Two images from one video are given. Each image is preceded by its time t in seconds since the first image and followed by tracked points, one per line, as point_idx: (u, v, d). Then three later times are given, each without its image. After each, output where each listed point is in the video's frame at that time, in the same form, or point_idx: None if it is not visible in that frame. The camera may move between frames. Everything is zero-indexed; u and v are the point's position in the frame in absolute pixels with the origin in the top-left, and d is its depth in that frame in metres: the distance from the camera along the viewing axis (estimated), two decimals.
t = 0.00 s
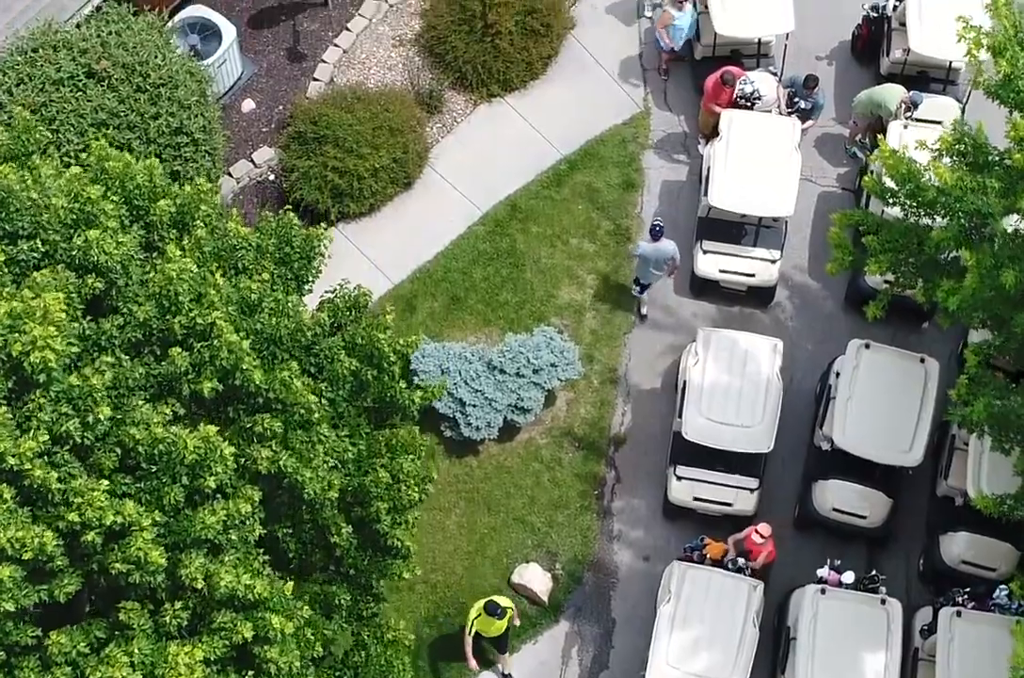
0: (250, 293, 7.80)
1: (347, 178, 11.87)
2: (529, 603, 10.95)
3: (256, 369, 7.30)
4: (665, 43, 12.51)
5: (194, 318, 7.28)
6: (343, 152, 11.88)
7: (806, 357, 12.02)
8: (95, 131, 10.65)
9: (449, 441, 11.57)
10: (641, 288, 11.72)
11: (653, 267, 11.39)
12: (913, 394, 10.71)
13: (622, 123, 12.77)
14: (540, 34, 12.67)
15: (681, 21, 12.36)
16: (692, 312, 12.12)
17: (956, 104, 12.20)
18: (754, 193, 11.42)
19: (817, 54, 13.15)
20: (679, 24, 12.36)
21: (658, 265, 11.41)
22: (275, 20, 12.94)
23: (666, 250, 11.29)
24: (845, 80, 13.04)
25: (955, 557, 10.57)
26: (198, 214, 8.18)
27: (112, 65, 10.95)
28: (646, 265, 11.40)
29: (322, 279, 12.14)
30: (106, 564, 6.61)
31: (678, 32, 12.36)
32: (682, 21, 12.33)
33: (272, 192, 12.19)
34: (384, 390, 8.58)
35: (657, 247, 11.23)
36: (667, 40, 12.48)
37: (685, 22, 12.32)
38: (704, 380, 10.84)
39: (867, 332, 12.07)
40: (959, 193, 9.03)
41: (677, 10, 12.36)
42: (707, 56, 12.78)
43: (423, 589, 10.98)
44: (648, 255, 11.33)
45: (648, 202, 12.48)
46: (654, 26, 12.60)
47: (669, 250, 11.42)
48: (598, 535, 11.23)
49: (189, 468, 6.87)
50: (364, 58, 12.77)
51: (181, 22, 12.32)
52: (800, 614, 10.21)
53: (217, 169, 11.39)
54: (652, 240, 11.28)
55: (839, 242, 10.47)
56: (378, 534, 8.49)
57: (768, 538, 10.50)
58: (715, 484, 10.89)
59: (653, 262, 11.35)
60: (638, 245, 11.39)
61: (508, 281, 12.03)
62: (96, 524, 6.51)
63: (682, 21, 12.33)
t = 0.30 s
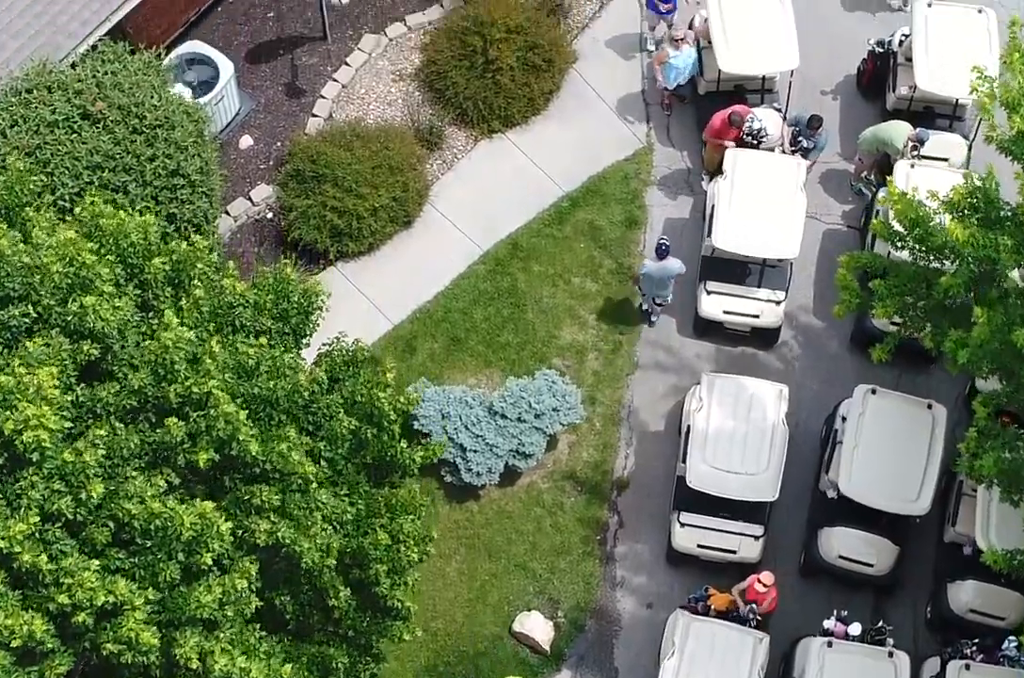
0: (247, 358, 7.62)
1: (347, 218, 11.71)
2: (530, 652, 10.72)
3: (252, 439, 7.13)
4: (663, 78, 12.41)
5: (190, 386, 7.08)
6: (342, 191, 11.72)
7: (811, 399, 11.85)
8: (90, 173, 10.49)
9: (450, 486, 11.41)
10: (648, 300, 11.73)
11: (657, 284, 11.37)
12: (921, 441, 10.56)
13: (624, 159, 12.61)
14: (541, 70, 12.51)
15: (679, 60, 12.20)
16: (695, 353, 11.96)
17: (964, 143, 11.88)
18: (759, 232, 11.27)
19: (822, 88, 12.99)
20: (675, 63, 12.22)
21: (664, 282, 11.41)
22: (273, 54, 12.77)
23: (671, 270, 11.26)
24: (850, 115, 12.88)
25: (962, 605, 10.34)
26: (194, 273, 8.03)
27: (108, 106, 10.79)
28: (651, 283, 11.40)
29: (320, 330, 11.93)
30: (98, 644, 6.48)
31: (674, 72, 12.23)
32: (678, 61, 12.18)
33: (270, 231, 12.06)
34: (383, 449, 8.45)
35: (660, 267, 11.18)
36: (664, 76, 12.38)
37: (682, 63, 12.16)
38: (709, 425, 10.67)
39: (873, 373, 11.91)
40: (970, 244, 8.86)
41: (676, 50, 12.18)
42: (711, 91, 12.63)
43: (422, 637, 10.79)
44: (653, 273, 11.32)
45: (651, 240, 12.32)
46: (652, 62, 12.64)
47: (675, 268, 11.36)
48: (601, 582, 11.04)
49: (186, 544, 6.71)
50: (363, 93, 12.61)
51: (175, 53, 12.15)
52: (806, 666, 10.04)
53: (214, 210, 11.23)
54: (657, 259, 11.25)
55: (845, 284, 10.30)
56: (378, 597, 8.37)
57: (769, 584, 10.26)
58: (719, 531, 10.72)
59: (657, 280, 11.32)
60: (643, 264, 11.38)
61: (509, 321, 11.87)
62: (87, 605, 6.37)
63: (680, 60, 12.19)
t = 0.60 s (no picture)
0: (243, 427, 7.44)
1: (346, 259, 11.54)
2: None
3: (248, 514, 6.97)
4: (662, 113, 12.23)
5: (183, 462, 6.97)
6: (341, 232, 11.56)
7: (816, 441, 11.68)
8: (85, 218, 10.30)
9: (450, 532, 11.23)
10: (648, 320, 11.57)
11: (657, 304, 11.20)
12: (928, 489, 10.40)
13: (627, 197, 12.45)
14: (543, 106, 12.35)
15: (681, 96, 12.03)
16: (699, 395, 11.78)
17: (971, 180, 11.91)
18: (763, 275, 11.11)
19: (828, 124, 12.83)
20: (677, 100, 12.04)
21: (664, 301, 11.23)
22: (272, 90, 12.61)
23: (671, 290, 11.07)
24: (856, 151, 12.73)
25: (971, 657, 10.16)
26: (189, 335, 7.88)
27: (103, 148, 10.63)
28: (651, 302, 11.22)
29: (320, 383, 11.66)
30: None
31: (674, 109, 12.04)
32: (681, 98, 12.01)
33: (269, 270, 11.90)
34: (383, 511, 8.31)
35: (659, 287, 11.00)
36: (664, 112, 12.19)
37: (685, 101, 11.97)
38: (714, 472, 10.50)
39: (880, 415, 11.74)
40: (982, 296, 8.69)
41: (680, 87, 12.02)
42: (715, 128, 12.47)
43: None
44: (653, 293, 11.14)
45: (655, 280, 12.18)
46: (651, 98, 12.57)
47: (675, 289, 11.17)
48: (604, 630, 10.87)
49: (180, 624, 6.63)
50: (362, 129, 12.45)
51: (171, 91, 11.95)
52: None
53: (211, 253, 11.06)
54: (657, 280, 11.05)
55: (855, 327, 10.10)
56: (378, 661, 8.27)
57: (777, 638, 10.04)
58: (724, 580, 10.56)
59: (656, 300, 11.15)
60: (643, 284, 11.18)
61: (511, 363, 11.71)
62: None
63: (682, 98, 12.01)
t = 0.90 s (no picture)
0: (239, 497, 7.28)
1: (346, 300, 11.39)
2: None
3: (244, 590, 6.83)
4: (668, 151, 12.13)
5: (177, 536, 6.81)
6: (341, 274, 11.40)
7: (823, 485, 11.50)
8: (82, 264, 10.19)
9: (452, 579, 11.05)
10: (647, 343, 11.50)
11: (662, 325, 11.15)
12: (937, 539, 10.23)
13: (631, 235, 12.29)
14: (546, 143, 12.18)
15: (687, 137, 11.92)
16: (705, 437, 11.60)
17: (979, 219, 11.83)
18: (771, 318, 10.96)
19: (834, 159, 12.68)
20: (683, 140, 11.94)
21: (667, 322, 11.16)
22: (270, 126, 12.46)
23: (677, 310, 11.02)
24: (862, 187, 12.57)
25: None
26: (187, 397, 7.81)
27: (100, 192, 10.48)
28: (655, 321, 11.15)
29: (320, 441, 11.40)
30: None
31: (679, 149, 11.94)
32: (687, 139, 11.89)
33: (268, 311, 11.76)
34: (381, 573, 8.14)
35: (667, 306, 10.93)
36: (669, 150, 12.09)
37: (691, 143, 11.85)
38: (719, 520, 10.32)
39: (889, 458, 11.55)
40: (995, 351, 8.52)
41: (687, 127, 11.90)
42: (720, 164, 12.31)
43: None
44: (658, 312, 11.06)
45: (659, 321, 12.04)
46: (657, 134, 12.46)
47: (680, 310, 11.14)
48: None
49: None
50: (362, 165, 12.30)
51: (169, 128, 11.79)
52: None
53: (209, 296, 10.90)
54: (663, 298, 11.00)
55: (864, 370, 9.88)
56: None
57: None
58: (730, 630, 10.38)
59: (662, 320, 11.08)
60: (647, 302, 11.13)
61: (513, 405, 11.55)
62: None
63: (688, 139, 11.90)
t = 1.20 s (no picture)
0: (232, 571, 7.18)
1: (346, 342, 11.22)
2: None
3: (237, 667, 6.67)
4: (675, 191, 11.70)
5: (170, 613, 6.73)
6: (341, 315, 11.23)
7: (831, 530, 11.31)
8: (78, 310, 10.07)
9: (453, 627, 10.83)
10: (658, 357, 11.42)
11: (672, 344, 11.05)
12: (946, 590, 10.07)
13: (635, 272, 12.12)
14: (549, 181, 11.99)
15: (696, 181, 11.47)
16: (710, 480, 11.43)
17: (988, 258, 11.67)
18: (777, 362, 10.78)
19: (840, 195, 12.52)
20: (691, 183, 11.50)
21: (677, 341, 11.04)
22: (270, 161, 12.29)
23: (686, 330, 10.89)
24: (869, 225, 12.42)
25: None
26: (181, 461, 7.64)
27: (96, 236, 10.31)
28: (664, 341, 11.04)
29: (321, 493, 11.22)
30: None
31: (686, 192, 11.52)
32: (696, 183, 11.45)
33: (268, 351, 11.61)
34: (380, 637, 7.79)
35: (677, 328, 10.81)
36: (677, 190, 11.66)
37: (699, 189, 11.42)
38: (725, 570, 10.15)
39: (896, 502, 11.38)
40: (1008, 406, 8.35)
41: (697, 172, 11.42)
42: (725, 202, 12.15)
43: None
44: (666, 332, 10.94)
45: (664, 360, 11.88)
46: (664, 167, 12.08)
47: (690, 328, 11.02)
48: None
49: None
50: (363, 203, 12.14)
51: (167, 165, 11.61)
52: None
53: (207, 340, 10.73)
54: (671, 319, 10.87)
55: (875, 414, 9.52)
56: None
57: None
58: None
59: (671, 340, 10.98)
60: (655, 323, 11.00)
61: (515, 448, 11.38)
62: None
63: (697, 184, 11.45)
